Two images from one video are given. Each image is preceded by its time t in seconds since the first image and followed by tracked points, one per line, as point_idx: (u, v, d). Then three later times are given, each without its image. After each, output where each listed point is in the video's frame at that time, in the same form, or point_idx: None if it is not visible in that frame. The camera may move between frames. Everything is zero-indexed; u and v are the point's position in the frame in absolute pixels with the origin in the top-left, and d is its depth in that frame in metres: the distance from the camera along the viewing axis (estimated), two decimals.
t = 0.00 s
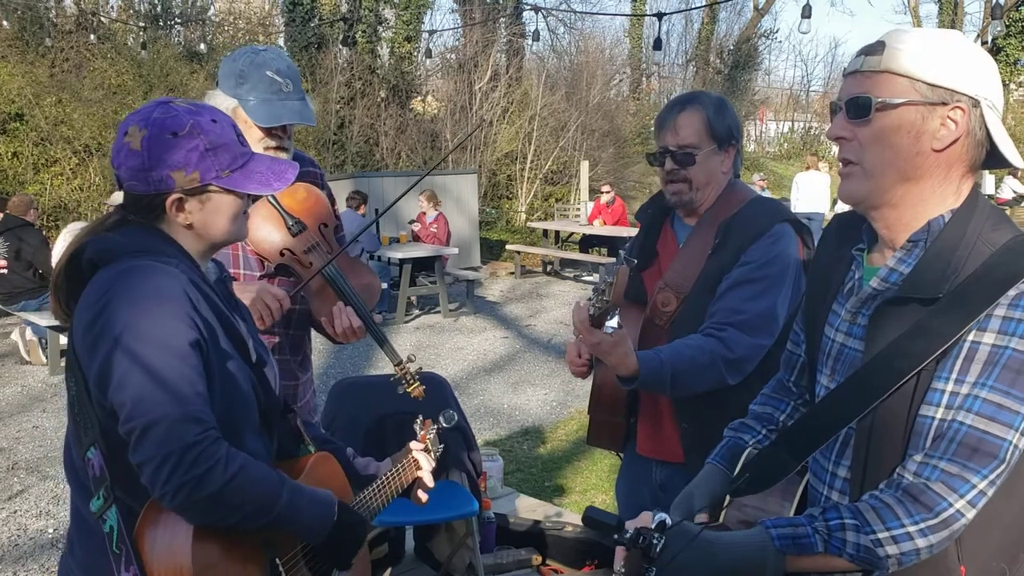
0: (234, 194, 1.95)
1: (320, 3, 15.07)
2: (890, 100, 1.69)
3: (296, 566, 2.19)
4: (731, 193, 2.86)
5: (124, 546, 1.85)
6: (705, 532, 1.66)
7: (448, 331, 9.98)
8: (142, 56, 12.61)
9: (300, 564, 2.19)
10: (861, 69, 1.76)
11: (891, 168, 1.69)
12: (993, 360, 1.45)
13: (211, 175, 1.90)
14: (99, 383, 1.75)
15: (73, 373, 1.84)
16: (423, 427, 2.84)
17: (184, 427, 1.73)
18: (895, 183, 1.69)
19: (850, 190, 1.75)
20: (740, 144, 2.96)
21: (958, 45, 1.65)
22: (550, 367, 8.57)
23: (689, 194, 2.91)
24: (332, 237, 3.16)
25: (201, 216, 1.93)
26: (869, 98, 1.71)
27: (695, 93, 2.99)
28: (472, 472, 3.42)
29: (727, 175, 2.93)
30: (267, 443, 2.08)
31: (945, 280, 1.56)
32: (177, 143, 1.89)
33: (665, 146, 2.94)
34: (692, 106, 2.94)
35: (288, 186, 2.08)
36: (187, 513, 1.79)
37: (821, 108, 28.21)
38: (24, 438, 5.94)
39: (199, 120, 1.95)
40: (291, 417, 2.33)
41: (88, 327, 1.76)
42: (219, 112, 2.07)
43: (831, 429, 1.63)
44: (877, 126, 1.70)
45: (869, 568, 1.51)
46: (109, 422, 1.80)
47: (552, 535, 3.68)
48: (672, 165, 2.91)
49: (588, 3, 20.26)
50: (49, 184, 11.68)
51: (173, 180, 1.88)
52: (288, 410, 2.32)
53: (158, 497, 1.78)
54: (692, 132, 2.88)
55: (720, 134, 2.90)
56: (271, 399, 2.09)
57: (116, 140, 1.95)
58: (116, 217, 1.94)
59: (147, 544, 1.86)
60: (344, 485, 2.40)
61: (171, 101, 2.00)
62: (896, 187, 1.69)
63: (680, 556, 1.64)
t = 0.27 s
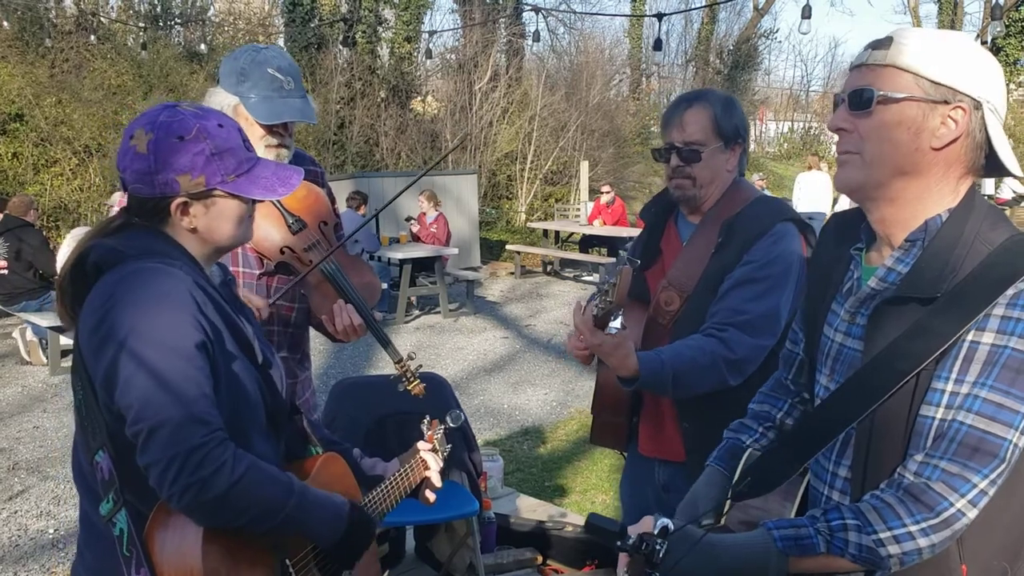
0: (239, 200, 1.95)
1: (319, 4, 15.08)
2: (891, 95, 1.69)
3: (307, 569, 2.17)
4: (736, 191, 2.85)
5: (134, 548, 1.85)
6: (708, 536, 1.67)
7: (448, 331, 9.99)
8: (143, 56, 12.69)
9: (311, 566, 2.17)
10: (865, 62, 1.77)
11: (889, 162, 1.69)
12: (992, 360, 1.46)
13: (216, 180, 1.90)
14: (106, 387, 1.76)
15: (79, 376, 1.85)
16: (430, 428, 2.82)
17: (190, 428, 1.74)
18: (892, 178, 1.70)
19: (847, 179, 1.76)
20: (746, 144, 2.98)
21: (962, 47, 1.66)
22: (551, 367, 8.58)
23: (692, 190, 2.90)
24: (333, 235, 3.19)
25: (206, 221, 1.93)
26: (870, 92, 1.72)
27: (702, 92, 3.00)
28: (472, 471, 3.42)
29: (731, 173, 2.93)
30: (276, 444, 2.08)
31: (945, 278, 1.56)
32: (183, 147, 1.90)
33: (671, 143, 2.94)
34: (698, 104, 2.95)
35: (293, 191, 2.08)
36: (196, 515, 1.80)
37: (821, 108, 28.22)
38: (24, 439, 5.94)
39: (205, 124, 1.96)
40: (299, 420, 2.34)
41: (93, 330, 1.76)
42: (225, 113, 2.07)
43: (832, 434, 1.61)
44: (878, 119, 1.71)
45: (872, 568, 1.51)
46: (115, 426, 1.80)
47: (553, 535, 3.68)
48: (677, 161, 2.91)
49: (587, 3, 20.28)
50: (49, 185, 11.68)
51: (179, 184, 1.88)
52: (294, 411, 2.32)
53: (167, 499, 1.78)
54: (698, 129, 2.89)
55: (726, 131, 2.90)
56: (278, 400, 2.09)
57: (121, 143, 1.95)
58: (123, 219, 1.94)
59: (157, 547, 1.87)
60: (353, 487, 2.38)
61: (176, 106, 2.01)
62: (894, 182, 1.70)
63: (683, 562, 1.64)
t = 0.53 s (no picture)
0: (240, 201, 1.96)
1: (319, 4, 15.08)
2: (889, 94, 1.70)
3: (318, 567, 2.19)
4: (738, 195, 2.85)
5: (144, 550, 1.86)
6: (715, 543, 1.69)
7: (448, 331, 9.99)
8: (143, 56, 12.67)
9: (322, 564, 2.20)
10: (864, 62, 1.77)
11: (885, 162, 1.70)
12: (994, 361, 1.46)
13: (218, 182, 1.91)
14: (109, 389, 1.76)
15: (83, 379, 1.85)
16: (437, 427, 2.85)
17: (194, 429, 1.74)
18: (888, 178, 1.70)
19: (842, 178, 1.77)
20: (746, 148, 2.96)
21: (961, 48, 1.66)
22: (551, 367, 8.58)
23: (695, 200, 2.91)
24: (332, 240, 3.15)
25: (208, 223, 1.94)
26: (868, 92, 1.73)
27: (703, 94, 2.97)
28: (473, 471, 3.43)
29: (733, 177, 2.92)
30: (282, 445, 2.09)
31: (944, 279, 1.57)
32: (183, 149, 1.90)
33: (671, 151, 2.93)
34: (698, 109, 2.93)
35: (294, 192, 2.09)
36: (203, 515, 1.81)
37: (821, 107, 28.22)
38: (25, 439, 5.94)
39: (205, 126, 1.96)
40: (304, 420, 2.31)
41: (97, 334, 1.77)
42: (225, 117, 2.07)
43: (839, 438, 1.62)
44: (875, 118, 1.71)
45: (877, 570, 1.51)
46: (119, 428, 1.80)
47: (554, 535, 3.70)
48: (678, 170, 2.90)
49: (587, 3, 20.28)
50: (49, 185, 11.69)
51: (180, 186, 1.89)
52: (301, 411, 2.30)
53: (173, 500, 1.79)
54: (698, 136, 2.87)
55: (728, 138, 2.89)
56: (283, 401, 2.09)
57: (122, 145, 1.96)
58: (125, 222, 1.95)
59: (166, 548, 1.88)
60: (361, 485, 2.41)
61: (176, 107, 2.01)
62: (891, 182, 1.70)
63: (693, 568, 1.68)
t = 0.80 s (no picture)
0: (239, 203, 1.96)
1: (319, 5, 15.08)
2: (885, 97, 1.71)
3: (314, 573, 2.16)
4: (738, 192, 2.86)
5: (142, 553, 1.86)
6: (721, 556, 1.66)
7: (448, 331, 10.00)
8: (143, 58, 12.68)
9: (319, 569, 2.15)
10: (860, 65, 1.78)
11: (883, 166, 1.70)
12: (994, 362, 1.46)
13: (215, 184, 1.91)
14: (109, 392, 1.77)
15: (82, 383, 1.86)
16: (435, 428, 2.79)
17: (194, 432, 1.75)
18: (888, 181, 1.71)
19: (841, 183, 1.77)
20: (749, 145, 2.97)
21: (957, 48, 1.66)
22: (551, 367, 8.59)
23: (693, 191, 2.92)
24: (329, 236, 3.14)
25: (207, 225, 1.94)
26: (865, 94, 1.73)
27: (707, 92, 3.00)
28: (474, 471, 3.44)
29: (734, 175, 2.93)
30: (280, 447, 2.09)
31: (945, 279, 1.57)
32: (181, 152, 1.90)
33: (673, 142, 2.95)
34: (701, 104, 2.95)
35: (291, 193, 2.10)
36: (202, 518, 1.81)
37: (821, 107, 28.24)
38: (26, 440, 5.95)
39: (201, 129, 1.96)
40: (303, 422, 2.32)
41: (97, 336, 1.77)
42: (222, 118, 2.08)
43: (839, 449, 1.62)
44: (873, 122, 1.72)
45: None
46: (119, 431, 1.81)
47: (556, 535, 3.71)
48: (678, 162, 2.92)
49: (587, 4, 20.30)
50: (50, 186, 11.70)
51: (178, 190, 1.89)
52: (299, 415, 2.30)
53: (172, 503, 1.79)
54: (701, 129, 2.89)
55: (729, 133, 2.91)
56: (283, 404, 2.09)
57: (118, 150, 1.96)
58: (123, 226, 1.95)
59: (164, 552, 1.87)
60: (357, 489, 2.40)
61: (170, 111, 2.01)
62: (890, 185, 1.71)
63: None
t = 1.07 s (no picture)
0: (226, 206, 1.97)
1: (319, 5, 15.06)
2: (887, 92, 1.71)
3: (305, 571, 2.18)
4: (732, 190, 2.87)
5: (132, 552, 1.87)
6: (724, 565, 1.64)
7: (448, 331, 10.01)
8: (142, 58, 12.69)
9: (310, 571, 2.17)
10: (868, 59, 1.78)
11: (881, 164, 1.70)
12: (996, 365, 1.47)
13: (203, 187, 1.92)
14: (101, 392, 1.77)
15: (72, 381, 1.85)
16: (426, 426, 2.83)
17: (188, 431, 1.75)
18: (884, 180, 1.71)
19: (838, 180, 1.77)
20: (746, 144, 2.98)
21: (961, 51, 1.67)
22: (551, 367, 8.59)
23: (686, 186, 2.93)
24: (329, 241, 3.16)
25: (192, 227, 1.95)
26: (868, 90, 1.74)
27: (705, 91, 3.03)
28: (474, 472, 3.44)
29: (729, 173, 2.93)
30: (269, 444, 2.10)
31: (944, 280, 1.57)
32: (172, 153, 1.91)
33: (670, 134, 2.98)
34: (700, 100, 2.98)
35: (280, 200, 2.10)
36: (195, 517, 1.82)
37: (821, 107, 28.24)
38: (26, 441, 5.95)
39: (194, 130, 1.97)
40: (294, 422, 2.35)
41: (87, 336, 1.77)
42: (215, 121, 2.09)
43: (837, 459, 1.61)
44: (871, 118, 1.73)
45: None
46: (110, 430, 1.81)
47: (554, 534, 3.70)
48: (674, 154, 2.95)
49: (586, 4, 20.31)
50: (49, 187, 11.71)
51: (167, 190, 1.89)
52: (290, 413, 2.34)
53: (166, 501, 1.79)
54: (699, 123, 2.92)
55: (724, 131, 2.93)
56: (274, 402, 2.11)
57: (110, 147, 1.97)
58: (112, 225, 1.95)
59: (154, 550, 1.89)
60: (343, 489, 2.43)
61: (166, 111, 2.01)
62: (885, 184, 1.71)
63: None
